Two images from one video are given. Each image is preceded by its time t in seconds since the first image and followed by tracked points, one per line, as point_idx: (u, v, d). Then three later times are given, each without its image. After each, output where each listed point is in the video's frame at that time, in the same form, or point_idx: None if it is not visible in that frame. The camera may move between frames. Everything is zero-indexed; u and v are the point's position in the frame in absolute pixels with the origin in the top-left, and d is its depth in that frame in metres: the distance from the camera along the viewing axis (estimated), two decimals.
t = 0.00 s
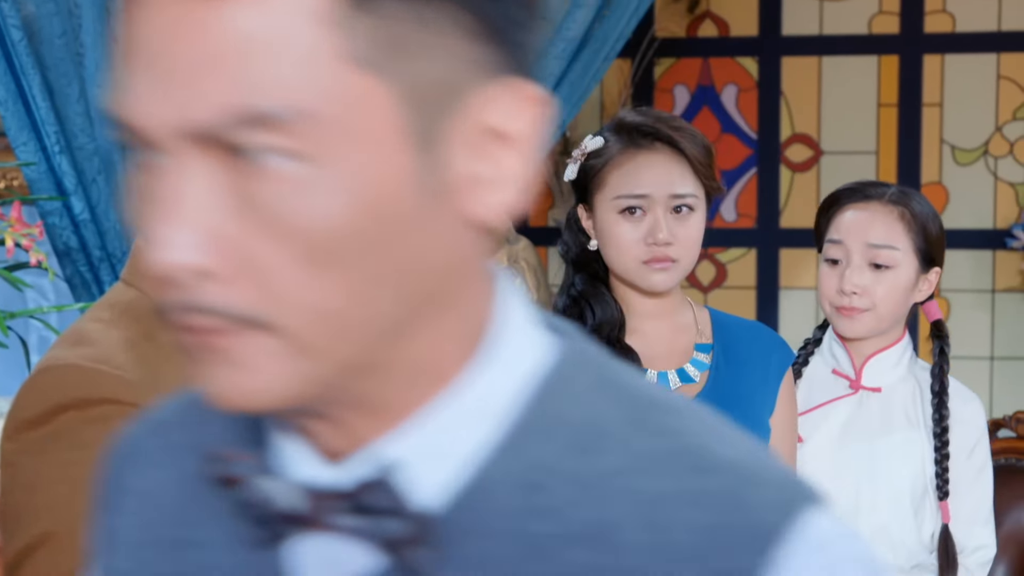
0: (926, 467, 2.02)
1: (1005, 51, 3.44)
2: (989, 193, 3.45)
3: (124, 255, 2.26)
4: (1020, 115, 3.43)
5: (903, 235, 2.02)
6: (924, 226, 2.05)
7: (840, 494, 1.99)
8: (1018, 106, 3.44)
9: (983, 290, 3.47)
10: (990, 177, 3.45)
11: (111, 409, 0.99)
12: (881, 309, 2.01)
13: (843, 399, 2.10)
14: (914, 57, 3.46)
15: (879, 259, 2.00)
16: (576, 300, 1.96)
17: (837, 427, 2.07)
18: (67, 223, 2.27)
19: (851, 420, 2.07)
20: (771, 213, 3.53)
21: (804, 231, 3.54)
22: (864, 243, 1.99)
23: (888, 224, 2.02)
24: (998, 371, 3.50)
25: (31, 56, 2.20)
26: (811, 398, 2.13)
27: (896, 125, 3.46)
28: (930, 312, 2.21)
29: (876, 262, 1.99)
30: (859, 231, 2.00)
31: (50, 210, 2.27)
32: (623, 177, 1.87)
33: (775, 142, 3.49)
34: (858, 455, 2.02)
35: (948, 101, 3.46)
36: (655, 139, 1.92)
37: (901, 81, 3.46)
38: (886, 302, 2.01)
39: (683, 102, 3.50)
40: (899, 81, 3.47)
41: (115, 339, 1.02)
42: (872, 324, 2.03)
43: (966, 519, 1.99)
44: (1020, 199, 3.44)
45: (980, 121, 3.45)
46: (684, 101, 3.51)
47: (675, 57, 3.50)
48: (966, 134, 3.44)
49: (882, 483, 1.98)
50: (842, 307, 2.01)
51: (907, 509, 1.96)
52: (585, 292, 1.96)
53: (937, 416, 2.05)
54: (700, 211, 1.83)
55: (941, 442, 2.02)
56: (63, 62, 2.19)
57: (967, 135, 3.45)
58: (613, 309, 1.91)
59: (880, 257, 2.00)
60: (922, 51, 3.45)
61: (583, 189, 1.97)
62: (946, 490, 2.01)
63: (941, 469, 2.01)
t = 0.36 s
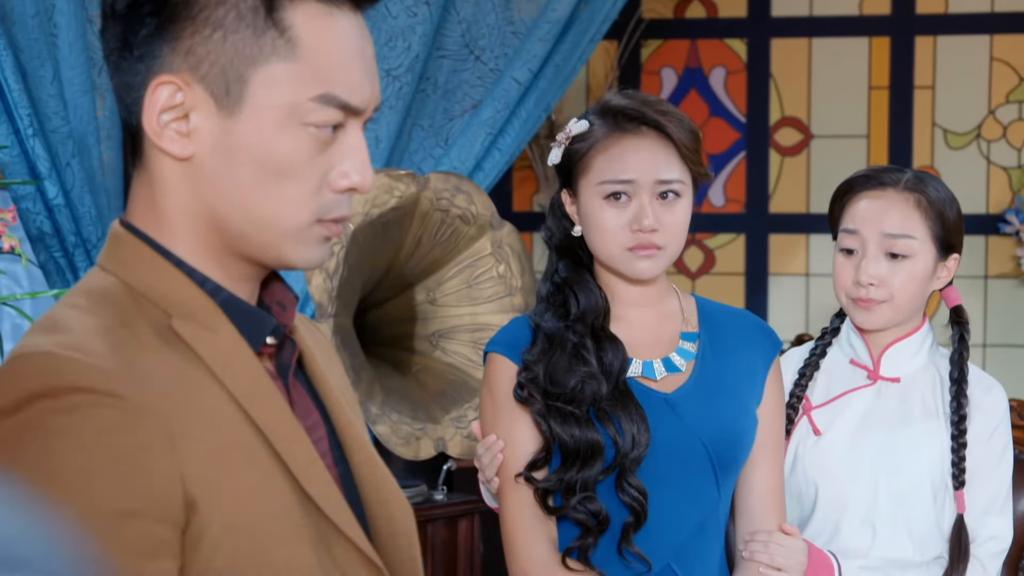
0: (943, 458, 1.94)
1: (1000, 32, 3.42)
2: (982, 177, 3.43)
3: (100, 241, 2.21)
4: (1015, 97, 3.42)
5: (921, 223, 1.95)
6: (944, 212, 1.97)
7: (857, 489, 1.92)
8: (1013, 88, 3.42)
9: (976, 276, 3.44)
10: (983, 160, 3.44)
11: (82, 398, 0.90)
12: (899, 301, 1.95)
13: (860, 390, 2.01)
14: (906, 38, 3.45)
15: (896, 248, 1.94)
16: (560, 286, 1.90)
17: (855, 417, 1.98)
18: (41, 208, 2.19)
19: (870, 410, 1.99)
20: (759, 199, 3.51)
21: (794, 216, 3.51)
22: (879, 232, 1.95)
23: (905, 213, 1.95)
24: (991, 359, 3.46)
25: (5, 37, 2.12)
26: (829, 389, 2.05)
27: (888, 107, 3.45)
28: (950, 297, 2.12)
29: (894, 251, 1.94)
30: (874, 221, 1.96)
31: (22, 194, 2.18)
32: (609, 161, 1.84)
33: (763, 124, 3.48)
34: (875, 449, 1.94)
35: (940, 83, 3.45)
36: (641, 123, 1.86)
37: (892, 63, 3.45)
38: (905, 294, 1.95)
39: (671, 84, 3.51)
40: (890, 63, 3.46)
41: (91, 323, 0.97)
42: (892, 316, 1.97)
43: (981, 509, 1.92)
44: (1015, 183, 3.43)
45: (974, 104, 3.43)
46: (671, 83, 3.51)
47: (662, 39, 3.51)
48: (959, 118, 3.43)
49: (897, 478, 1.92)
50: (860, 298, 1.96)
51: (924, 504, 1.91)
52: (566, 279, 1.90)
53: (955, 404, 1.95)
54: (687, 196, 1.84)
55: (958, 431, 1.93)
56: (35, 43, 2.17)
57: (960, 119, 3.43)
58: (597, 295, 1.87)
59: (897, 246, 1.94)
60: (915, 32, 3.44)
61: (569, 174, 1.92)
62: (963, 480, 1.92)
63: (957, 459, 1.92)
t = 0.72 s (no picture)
0: (937, 449, 1.91)
1: (992, 17, 3.40)
2: (974, 164, 3.42)
3: (78, 228, 2.17)
4: (1007, 84, 3.40)
5: (919, 211, 1.92)
6: (942, 200, 1.94)
7: (850, 481, 1.90)
8: (1005, 74, 3.40)
9: (968, 265, 3.42)
10: (975, 147, 3.42)
11: (65, 387, 0.88)
12: (894, 290, 1.93)
13: (854, 379, 1.99)
14: (897, 23, 3.42)
15: (895, 236, 1.92)
16: (544, 276, 1.87)
17: (849, 408, 1.96)
18: (18, 195, 2.16)
19: (864, 403, 1.96)
20: (748, 187, 3.48)
21: (784, 203, 3.49)
22: (878, 220, 1.92)
23: (904, 200, 1.93)
24: (983, 348, 3.45)
25: None
26: (822, 377, 2.02)
27: (878, 93, 3.43)
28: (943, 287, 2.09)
29: (892, 239, 1.92)
30: (872, 208, 1.93)
31: None
32: (592, 149, 1.81)
33: (752, 110, 3.45)
34: (868, 440, 1.91)
35: (931, 69, 3.42)
36: (624, 110, 1.83)
37: (882, 48, 3.43)
38: (902, 283, 1.92)
39: (658, 70, 3.47)
40: (881, 48, 3.43)
41: (70, 312, 0.94)
42: (887, 306, 1.94)
43: (974, 500, 1.90)
44: (1007, 170, 3.41)
45: (966, 91, 3.41)
46: (659, 68, 3.48)
47: (650, 24, 3.48)
48: (950, 104, 3.41)
49: (890, 469, 1.89)
50: (857, 287, 1.93)
51: (917, 496, 1.88)
52: (549, 269, 1.87)
53: (949, 393, 1.92)
54: (670, 184, 1.81)
55: (952, 421, 1.90)
56: (12, 27, 2.16)
57: (950, 105, 3.42)
58: (582, 285, 1.84)
59: (896, 234, 1.92)
60: (906, 17, 3.42)
61: (552, 162, 1.89)
62: (957, 471, 1.90)
63: (951, 450, 1.89)
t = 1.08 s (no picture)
0: (921, 449, 1.88)
1: (988, 12, 3.38)
2: (970, 160, 3.40)
3: (63, 223, 2.13)
4: (1003, 79, 3.38)
5: (904, 206, 1.90)
6: (927, 196, 1.92)
7: (833, 481, 1.86)
8: (1002, 69, 3.38)
9: (964, 261, 3.40)
10: (970, 143, 3.40)
11: (49, 384, 0.85)
12: (878, 288, 1.89)
13: (837, 377, 1.95)
14: (892, 18, 3.39)
15: (880, 232, 1.89)
16: (534, 274, 1.84)
17: (833, 406, 1.92)
18: None
19: (847, 400, 1.93)
20: (740, 182, 3.45)
21: (778, 200, 3.46)
22: (863, 215, 1.89)
23: (888, 195, 1.90)
24: (979, 347, 3.42)
25: None
26: (805, 376, 1.99)
27: (872, 87, 3.40)
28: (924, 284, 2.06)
29: (877, 234, 1.89)
30: (856, 203, 1.90)
31: None
32: (584, 147, 1.78)
33: (745, 108, 3.43)
34: (851, 438, 1.88)
35: (926, 64, 3.40)
36: (616, 107, 1.80)
37: (877, 42, 3.40)
38: (885, 281, 1.89)
39: (650, 65, 3.45)
40: (876, 43, 3.40)
41: (54, 308, 0.90)
42: (871, 304, 1.91)
43: (960, 501, 1.87)
44: (1003, 167, 3.39)
45: (962, 87, 3.39)
46: (651, 63, 3.45)
47: (641, 19, 3.45)
48: (945, 99, 3.39)
49: (874, 468, 1.86)
50: (841, 284, 1.90)
51: (902, 497, 1.85)
52: (540, 268, 1.84)
53: (933, 392, 1.90)
54: (663, 182, 1.78)
55: (936, 420, 1.88)
56: None
57: (946, 101, 3.39)
58: (572, 284, 1.82)
59: (881, 230, 1.89)
60: (901, 12, 3.39)
61: (541, 160, 1.86)
62: (942, 470, 1.86)
63: (936, 449, 1.86)
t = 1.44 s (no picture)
0: (907, 449, 1.85)
1: (985, 10, 3.36)
2: (966, 160, 3.38)
3: (46, 224, 2.11)
4: (999, 77, 3.36)
5: (886, 203, 1.87)
6: (910, 193, 1.90)
7: (819, 479, 1.83)
8: (998, 68, 3.36)
9: (960, 262, 3.38)
10: (967, 142, 3.38)
11: (39, 381, 0.83)
12: (862, 288, 1.87)
13: (820, 377, 1.93)
14: (888, 16, 3.37)
15: (863, 230, 1.86)
16: (524, 275, 1.81)
17: (817, 405, 1.90)
18: None
19: (831, 399, 1.90)
20: (734, 182, 3.43)
21: (773, 199, 3.44)
22: (846, 214, 1.87)
23: (871, 192, 1.88)
24: (975, 348, 3.39)
25: None
26: (786, 377, 1.96)
27: (868, 85, 3.38)
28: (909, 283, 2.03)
29: (861, 233, 1.86)
30: (838, 202, 1.88)
31: None
32: (575, 147, 1.75)
33: (738, 107, 3.40)
34: (836, 438, 1.85)
35: (922, 63, 3.37)
36: (608, 107, 1.77)
37: (872, 40, 3.38)
38: (868, 281, 1.86)
39: (642, 63, 3.42)
40: (871, 41, 3.38)
41: (46, 305, 0.88)
42: (855, 304, 1.88)
43: (948, 501, 1.84)
44: (1000, 166, 3.35)
45: (958, 86, 3.37)
46: (643, 61, 3.43)
47: (634, 16, 3.42)
48: (941, 98, 3.37)
49: (860, 468, 1.83)
50: (825, 284, 1.87)
51: (888, 497, 1.82)
52: (532, 270, 1.81)
53: (916, 391, 1.87)
54: (655, 182, 1.76)
55: (921, 419, 1.85)
56: None
57: (941, 100, 3.37)
58: (564, 286, 1.79)
59: (864, 228, 1.86)
60: (897, 10, 3.37)
61: (531, 160, 1.83)
62: (928, 470, 1.84)
63: (921, 448, 1.84)
